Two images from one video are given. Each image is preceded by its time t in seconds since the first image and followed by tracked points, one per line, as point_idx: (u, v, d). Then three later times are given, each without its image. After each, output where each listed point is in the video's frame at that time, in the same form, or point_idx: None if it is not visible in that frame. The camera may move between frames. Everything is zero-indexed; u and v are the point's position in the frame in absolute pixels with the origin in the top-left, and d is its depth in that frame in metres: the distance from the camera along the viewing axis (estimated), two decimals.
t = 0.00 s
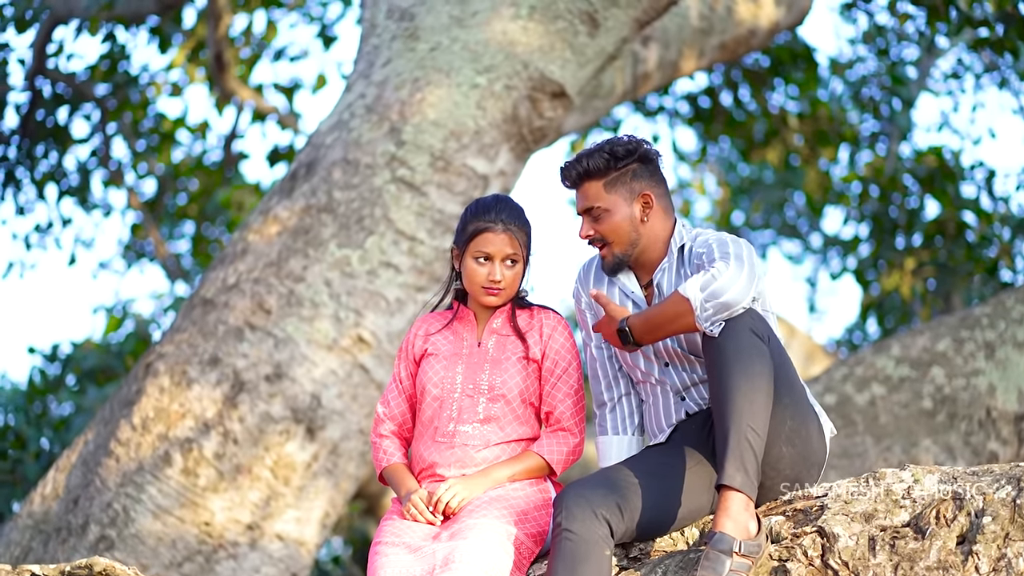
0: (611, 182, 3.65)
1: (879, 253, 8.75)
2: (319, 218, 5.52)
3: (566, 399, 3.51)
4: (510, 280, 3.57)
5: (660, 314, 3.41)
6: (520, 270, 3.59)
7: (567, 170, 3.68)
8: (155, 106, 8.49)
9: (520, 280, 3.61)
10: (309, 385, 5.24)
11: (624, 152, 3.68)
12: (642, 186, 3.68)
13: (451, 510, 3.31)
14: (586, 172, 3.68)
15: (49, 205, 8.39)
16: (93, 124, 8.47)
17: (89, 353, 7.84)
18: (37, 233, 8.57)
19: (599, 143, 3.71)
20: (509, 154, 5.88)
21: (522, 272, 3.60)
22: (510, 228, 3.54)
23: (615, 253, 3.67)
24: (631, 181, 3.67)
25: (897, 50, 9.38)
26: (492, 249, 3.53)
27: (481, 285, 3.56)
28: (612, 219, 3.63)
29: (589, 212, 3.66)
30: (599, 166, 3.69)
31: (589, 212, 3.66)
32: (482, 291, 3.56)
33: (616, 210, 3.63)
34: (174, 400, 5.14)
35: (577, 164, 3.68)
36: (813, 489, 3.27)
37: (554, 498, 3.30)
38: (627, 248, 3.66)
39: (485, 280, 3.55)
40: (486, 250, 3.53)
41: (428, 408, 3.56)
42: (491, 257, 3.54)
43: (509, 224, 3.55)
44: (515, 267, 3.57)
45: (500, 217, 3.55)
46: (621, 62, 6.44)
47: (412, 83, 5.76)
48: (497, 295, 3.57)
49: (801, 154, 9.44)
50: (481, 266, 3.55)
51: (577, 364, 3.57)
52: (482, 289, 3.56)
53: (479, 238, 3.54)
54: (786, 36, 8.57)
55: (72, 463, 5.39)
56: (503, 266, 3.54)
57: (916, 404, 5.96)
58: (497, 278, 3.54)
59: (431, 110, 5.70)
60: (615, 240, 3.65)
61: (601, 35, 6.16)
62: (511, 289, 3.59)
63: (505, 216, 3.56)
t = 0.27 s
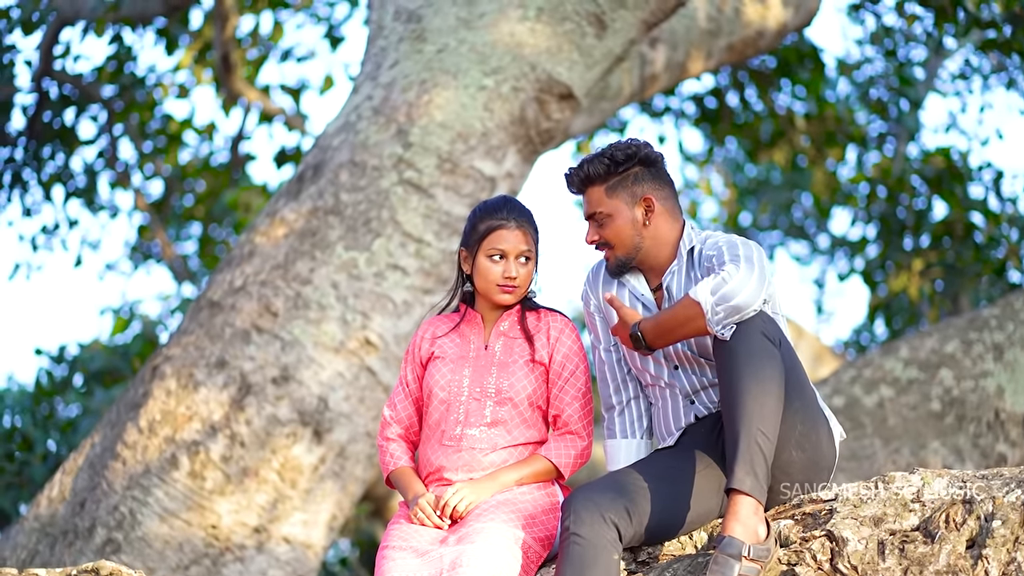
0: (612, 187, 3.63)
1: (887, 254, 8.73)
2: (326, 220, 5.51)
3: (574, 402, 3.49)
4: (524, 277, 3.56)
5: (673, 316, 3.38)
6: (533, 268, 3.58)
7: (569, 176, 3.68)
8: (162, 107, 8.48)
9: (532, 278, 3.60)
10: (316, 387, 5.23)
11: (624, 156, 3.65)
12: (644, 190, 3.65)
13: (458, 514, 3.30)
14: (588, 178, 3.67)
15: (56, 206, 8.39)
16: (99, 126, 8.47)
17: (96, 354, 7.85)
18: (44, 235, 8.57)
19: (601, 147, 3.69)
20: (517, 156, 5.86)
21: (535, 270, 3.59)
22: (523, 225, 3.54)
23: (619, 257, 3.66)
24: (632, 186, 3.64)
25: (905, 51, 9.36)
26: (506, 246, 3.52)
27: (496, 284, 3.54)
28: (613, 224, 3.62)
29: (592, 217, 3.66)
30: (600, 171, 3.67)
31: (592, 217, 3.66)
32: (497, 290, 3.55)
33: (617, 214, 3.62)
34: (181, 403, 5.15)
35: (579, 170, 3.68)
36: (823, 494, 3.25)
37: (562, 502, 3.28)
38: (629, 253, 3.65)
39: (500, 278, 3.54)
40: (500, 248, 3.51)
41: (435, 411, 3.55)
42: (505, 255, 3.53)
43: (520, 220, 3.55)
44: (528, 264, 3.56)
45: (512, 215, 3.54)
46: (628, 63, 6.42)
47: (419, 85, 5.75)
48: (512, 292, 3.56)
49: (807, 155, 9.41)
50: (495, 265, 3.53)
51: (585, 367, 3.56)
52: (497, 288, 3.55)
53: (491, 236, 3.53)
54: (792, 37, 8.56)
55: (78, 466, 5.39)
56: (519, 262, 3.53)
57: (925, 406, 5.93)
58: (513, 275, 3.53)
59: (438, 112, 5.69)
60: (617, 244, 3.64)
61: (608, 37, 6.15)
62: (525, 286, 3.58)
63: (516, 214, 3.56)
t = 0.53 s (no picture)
0: (618, 186, 3.61)
1: (890, 254, 8.70)
2: (328, 220, 5.48)
3: (578, 404, 3.47)
4: (529, 276, 3.53)
5: (678, 316, 3.35)
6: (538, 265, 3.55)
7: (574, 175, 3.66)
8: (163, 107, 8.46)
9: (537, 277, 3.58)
10: (318, 388, 5.20)
11: (630, 156, 3.63)
12: (650, 190, 3.63)
13: (461, 516, 3.27)
14: (593, 177, 3.64)
15: (57, 206, 8.36)
16: (100, 125, 8.45)
17: (97, 355, 7.82)
18: (45, 234, 8.55)
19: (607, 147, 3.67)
20: (520, 156, 5.83)
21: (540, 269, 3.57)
22: (528, 223, 3.51)
23: (624, 257, 3.63)
24: (638, 185, 3.62)
25: (908, 51, 9.33)
26: (512, 244, 3.49)
27: (501, 282, 3.51)
28: (619, 223, 3.60)
29: (597, 217, 3.63)
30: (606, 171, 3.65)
31: (597, 216, 3.63)
32: (502, 288, 3.51)
33: (622, 214, 3.60)
34: (182, 404, 5.13)
35: (584, 169, 3.65)
36: (829, 496, 3.22)
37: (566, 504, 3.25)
38: (634, 253, 3.63)
39: (505, 276, 3.51)
40: (506, 245, 3.49)
41: (438, 412, 3.51)
42: (510, 253, 3.50)
43: (526, 216, 3.53)
44: (533, 262, 3.53)
45: (516, 213, 3.52)
46: (632, 63, 6.39)
47: (422, 84, 5.72)
48: (517, 290, 3.52)
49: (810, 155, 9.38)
50: (500, 263, 3.50)
51: (589, 368, 3.53)
52: (502, 286, 3.52)
53: (496, 234, 3.50)
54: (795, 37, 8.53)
55: (78, 467, 5.36)
56: (524, 260, 3.50)
57: (929, 407, 5.90)
58: (519, 273, 3.50)
59: (441, 111, 5.65)
60: (623, 244, 3.62)
61: (612, 36, 6.12)
62: (530, 285, 3.55)
63: (521, 211, 3.54)
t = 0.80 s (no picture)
0: (621, 189, 3.57)
1: (891, 254, 8.67)
2: (329, 221, 5.45)
3: (582, 406, 3.43)
4: (531, 276, 3.50)
5: (685, 307, 3.33)
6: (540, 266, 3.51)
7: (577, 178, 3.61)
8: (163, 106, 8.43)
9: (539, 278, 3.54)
10: (319, 390, 5.16)
11: (633, 158, 3.59)
12: (654, 192, 3.59)
13: (464, 521, 3.23)
14: (596, 179, 3.60)
15: (56, 206, 8.33)
16: (100, 125, 8.41)
17: (95, 355, 7.79)
18: (44, 234, 8.51)
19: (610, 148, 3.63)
20: (521, 156, 5.78)
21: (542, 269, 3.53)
22: (529, 223, 3.48)
23: (627, 260, 3.60)
24: (641, 188, 3.58)
25: (910, 51, 9.30)
26: (513, 244, 3.45)
27: (503, 283, 3.47)
28: (622, 227, 3.56)
29: (601, 220, 3.60)
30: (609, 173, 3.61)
31: (600, 219, 3.60)
32: (504, 289, 3.48)
33: (625, 217, 3.56)
34: (181, 406, 5.09)
35: (587, 171, 3.61)
36: (834, 500, 3.19)
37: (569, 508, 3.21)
38: (638, 256, 3.59)
39: (507, 276, 3.47)
40: (507, 246, 3.45)
41: (440, 415, 3.47)
42: (512, 253, 3.46)
43: (527, 216, 3.49)
44: (535, 262, 3.49)
45: (517, 213, 3.48)
46: (634, 62, 6.34)
47: (423, 84, 5.68)
48: (519, 291, 3.49)
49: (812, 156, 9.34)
50: (501, 263, 3.46)
51: (592, 370, 3.49)
52: (504, 286, 3.48)
53: (497, 234, 3.46)
54: (797, 37, 8.49)
55: (77, 469, 5.33)
56: (526, 260, 3.47)
57: (933, 409, 5.86)
58: (521, 273, 3.46)
59: (442, 111, 5.62)
60: (626, 248, 3.58)
61: (614, 35, 6.08)
62: (533, 285, 3.51)
63: (522, 211, 3.50)
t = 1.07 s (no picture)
0: (600, 193, 3.55)
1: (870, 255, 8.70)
2: (306, 220, 5.41)
3: (560, 408, 3.40)
4: (510, 276, 3.46)
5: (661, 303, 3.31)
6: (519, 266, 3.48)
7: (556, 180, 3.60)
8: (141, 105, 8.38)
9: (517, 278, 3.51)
10: (295, 391, 5.12)
11: (612, 162, 3.58)
12: (633, 196, 3.56)
13: (441, 523, 3.20)
14: (575, 182, 3.59)
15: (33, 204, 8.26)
16: (78, 124, 8.34)
17: (72, 355, 7.71)
18: (21, 233, 8.44)
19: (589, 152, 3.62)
20: (500, 155, 5.75)
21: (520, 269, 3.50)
22: (507, 222, 3.45)
23: (606, 264, 3.58)
24: (620, 192, 3.55)
25: (889, 51, 9.32)
26: (491, 244, 3.42)
27: (481, 283, 3.44)
28: (601, 231, 3.54)
29: (580, 224, 3.58)
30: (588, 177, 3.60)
31: (579, 223, 3.58)
32: (482, 289, 3.44)
33: (604, 221, 3.53)
34: (157, 406, 5.02)
35: (566, 174, 3.60)
36: (814, 503, 3.18)
37: (547, 510, 3.18)
38: (617, 260, 3.57)
39: (485, 277, 3.44)
40: (485, 246, 3.42)
41: (417, 417, 3.44)
42: (489, 253, 3.43)
43: (505, 217, 3.46)
44: (514, 262, 3.46)
45: (495, 213, 3.45)
46: (614, 62, 6.32)
47: (401, 83, 5.65)
48: (498, 291, 3.46)
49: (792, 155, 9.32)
50: (479, 264, 3.43)
51: (570, 371, 3.46)
52: (482, 287, 3.45)
53: (475, 234, 3.44)
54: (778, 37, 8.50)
55: (52, 469, 5.28)
56: (504, 260, 3.44)
57: (912, 410, 5.86)
58: (499, 273, 3.43)
59: (420, 110, 5.58)
60: (606, 251, 3.56)
61: (594, 35, 6.07)
62: (511, 285, 3.48)
63: (501, 211, 3.47)
